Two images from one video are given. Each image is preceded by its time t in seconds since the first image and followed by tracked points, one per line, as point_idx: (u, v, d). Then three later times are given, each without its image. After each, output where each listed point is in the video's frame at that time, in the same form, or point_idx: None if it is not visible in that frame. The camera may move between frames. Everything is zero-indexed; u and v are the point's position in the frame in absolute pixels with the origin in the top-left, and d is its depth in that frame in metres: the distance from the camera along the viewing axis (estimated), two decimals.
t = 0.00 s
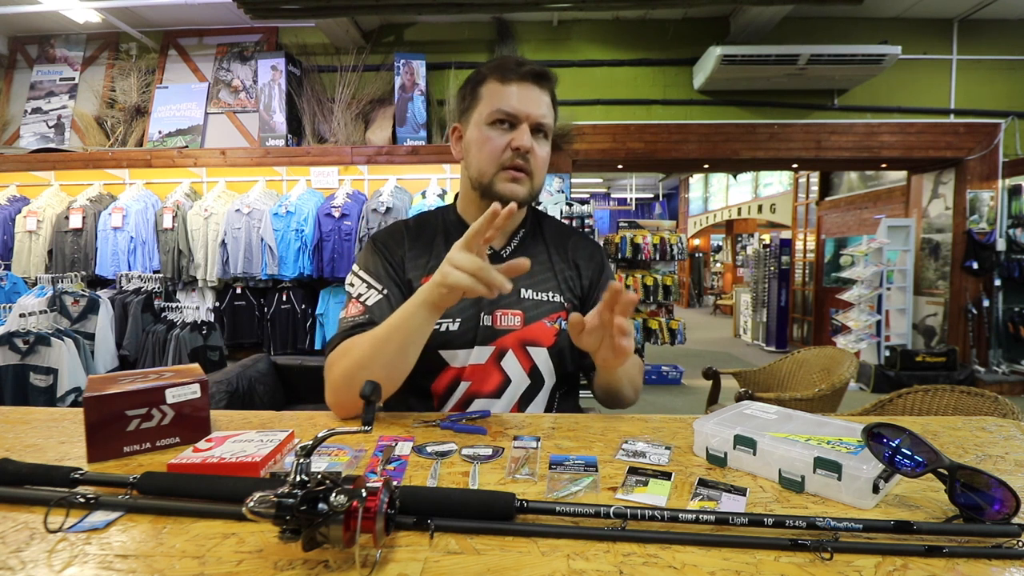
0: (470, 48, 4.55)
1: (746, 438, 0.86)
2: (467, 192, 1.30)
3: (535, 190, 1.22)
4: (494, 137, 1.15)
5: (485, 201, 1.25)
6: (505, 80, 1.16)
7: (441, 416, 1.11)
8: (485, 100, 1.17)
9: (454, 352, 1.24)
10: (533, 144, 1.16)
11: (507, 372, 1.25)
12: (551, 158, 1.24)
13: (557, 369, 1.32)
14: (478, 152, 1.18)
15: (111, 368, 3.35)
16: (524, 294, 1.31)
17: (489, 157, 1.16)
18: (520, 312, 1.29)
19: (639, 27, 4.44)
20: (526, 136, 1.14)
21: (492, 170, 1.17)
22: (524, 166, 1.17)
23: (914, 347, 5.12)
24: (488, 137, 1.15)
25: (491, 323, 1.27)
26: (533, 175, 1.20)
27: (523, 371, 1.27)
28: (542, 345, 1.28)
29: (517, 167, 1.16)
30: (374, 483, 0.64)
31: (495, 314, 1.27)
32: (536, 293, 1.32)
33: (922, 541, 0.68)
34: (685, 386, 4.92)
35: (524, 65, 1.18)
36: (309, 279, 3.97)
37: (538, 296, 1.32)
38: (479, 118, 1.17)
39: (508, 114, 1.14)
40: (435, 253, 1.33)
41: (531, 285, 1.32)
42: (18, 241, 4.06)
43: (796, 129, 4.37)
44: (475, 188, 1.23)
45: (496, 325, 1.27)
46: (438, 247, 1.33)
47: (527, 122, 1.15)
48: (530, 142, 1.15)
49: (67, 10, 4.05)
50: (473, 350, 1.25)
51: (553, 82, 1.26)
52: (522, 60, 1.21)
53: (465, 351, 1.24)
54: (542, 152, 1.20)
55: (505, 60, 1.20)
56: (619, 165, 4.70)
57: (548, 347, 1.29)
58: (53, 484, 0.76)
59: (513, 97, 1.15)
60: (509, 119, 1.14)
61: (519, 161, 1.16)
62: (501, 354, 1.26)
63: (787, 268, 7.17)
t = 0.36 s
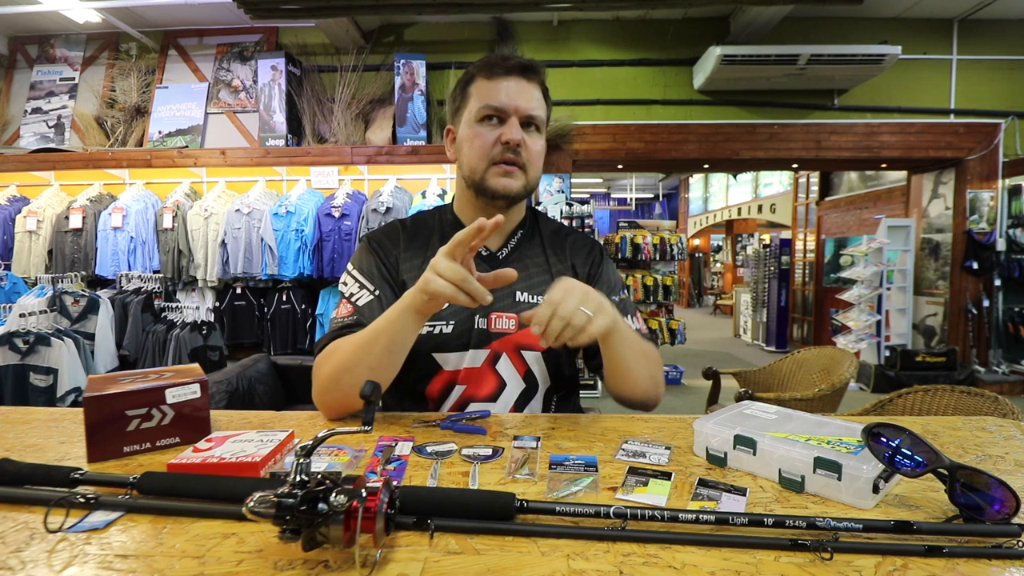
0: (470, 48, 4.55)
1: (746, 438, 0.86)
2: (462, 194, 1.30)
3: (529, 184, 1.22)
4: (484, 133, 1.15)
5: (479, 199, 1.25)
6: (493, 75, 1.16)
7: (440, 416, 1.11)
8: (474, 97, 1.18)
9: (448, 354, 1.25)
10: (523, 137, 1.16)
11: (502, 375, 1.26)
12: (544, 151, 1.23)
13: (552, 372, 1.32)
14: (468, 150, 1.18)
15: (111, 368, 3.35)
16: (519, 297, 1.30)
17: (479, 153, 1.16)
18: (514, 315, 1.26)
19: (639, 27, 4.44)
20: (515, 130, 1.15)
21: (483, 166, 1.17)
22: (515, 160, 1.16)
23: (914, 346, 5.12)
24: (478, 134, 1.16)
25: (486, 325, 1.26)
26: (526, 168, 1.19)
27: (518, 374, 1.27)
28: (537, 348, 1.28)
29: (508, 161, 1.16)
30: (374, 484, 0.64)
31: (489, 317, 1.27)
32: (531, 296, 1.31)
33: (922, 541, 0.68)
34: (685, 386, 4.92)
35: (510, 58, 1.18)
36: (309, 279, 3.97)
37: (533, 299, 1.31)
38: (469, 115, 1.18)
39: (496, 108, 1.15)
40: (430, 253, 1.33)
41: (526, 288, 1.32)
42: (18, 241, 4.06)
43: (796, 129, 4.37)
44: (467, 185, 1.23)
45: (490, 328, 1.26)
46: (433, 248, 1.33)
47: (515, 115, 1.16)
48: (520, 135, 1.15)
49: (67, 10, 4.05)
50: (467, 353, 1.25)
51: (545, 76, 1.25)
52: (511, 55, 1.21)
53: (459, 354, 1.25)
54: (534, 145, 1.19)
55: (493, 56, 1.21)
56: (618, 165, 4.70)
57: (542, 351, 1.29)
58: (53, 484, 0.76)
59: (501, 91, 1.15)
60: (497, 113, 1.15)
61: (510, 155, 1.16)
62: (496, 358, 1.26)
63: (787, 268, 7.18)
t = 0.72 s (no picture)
0: (470, 48, 4.55)
1: (746, 438, 0.86)
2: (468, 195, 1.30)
3: (535, 187, 1.20)
4: (489, 134, 1.15)
5: (484, 202, 1.24)
6: (502, 76, 1.16)
7: (441, 416, 1.11)
8: (482, 98, 1.18)
9: (450, 360, 1.25)
10: (529, 140, 1.15)
11: (504, 383, 1.26)
12: (553, 155, 1.21)
13: (554, 380, 1.32)
14: (474, 151, 1.18)
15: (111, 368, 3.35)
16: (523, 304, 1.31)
17: (484, 155, 1.15)
18: (517, 322, 1.29)
19: (639, 27, 4.44)
20: (521, 132, 1.13)
21: (488, 168, 1.16)
22: (521, 162, 1.15)
23: (914, 346, 5.13)
24: (484, 135, 1.15)
25: (489, 332, 1.28)
26: (532, 171, 1.18)
27: (520, 382, 1.27)
28: (539, 356, 1.29)
29: (513, 163, 1.15)
30: (374, 484, 0.64)
31: (492, 323, 1.28)
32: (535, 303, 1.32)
33: (922, 540, 0.68)
34: (685, 387, 4.92)
35: (518, 60, 1.18)
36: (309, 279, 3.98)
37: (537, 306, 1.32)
38: (477, 115, 1.18)
39: (503, 109, 1.14)
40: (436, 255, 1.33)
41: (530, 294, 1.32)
42: (18, 241, 4.06)
43: (796, 129, 4.37)
44: (473, 186, 1.22)
45: (493, 334, 1.28)
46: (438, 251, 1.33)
47: (522, 117, 1.15)
48: (526, 138, 1.14)
49: (67, 10, 4.05)
50: (470, 359, 1.26)
51: (556, 78, 1.24)
52: (523, 56, 1.21)
53: (462, 360, 1.25)
54: (542, 148, 1.18)
55: (504, 57, 1.20)
56: (619, 165, 4.69)
57: (544, 359, 1.30)
58: (53, 484, 0.76)
59: (510, 92, 1.15)
60: (503, 115, 1.14)
61: (515, 158, 1.14)
62: (498, 365, 1.26)
63: (787, 268, 7.17)
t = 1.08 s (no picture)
0: (470, 48, 4.55)
1: (746, 438, 0.86)
2: (477, 198, 1.31)
3: (548, 202, 1.22)
4: (506, 145, 1.14)
5: (494, 210, 1.26)
6: (525, 81, 1.13)
7: (441, 417, 1.12)
8: (502, 102, 1.15)
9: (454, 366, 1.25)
10: (547, 155, 1.14)
11: (507, 389, 1.26)
12: (569, 166, 1.21)
13: (559, 387, 1.32)
14: (489, 160, 1.18)
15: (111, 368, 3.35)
16: (527, 309, 1.32)
17: (501, 166, 1.16)
18: (521, 328, 1.30)
19: (639, 27, 4.44)
20: (539, 147, 1.13)
21: (503, 181, 1.17)
22: (536, 179, 1.17)
23: (915, 346, 5.13)
24: (501, 146, 1.15)
25: (493, 336, 1.28)
26: (546, 187, 1.19)
27: (523, 388, 1.27)
28: (543, 362, 1.29)
29: (529, 179, 1.16)
30: (374, 483, 0.64)
31: (496, 329, 1.29)
32: (540, 308, 1.33)
33: (922, 541, 0.68)
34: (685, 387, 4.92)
35: (545, 66, 1.14)
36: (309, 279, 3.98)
37: (541, 311, 1.32)
38: (495, 121, 1.16)
39: (524, 122, 1.12)
40: (440, 257, 1.34)
41: (535, 299, 1.33)
42: (18, 241, 4.06)
43: (796, 129, 4.37)
44: (484, 193, 1.23)
45: (497, 339, 1.28)
46: (443, 253, 1.34)
47: (542, 131, 1.13)
48: (544, 153, 1.14)
49: (67, 10, 4.05)
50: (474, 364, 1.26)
51: (580, 81, 1.21)
52: (548, 58, 1.16)
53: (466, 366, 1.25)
54: (559, 163, 1.18)
55: (529, 57, 1.16)
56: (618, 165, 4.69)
57: (549, 365, 1.30)
58: (53, 484, 0.76)
59: (532, 101, 1.12)
60: (523, 126, 1.13)
61: (531, 173, 1.16)
62: (501, 370, 1.26)
63: (787, 268, 7.17)
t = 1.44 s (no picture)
0: (470, 48, 4.55)
1: (746, 438, 0.86)
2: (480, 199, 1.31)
3: (549, 207, 1.22)
4: (509, 149, 1.15)
5: (495, 213, 1.26)
6: (530, 85, 1.13)
7: (442, 417, 1.12)
8: (506, 105, 1.15)
9: (458, 367, 1.25)
10: (549, 160, 1.14)
11: (510, 390, 1.26)
12: (572, 171, 1.21)
13: (562, 388, 1.32)
14: (492, 162, 1.18)
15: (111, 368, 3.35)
16: (531, 310, 1.32)
17: (503, 169, 1.16)
18: (525, 329, 1.30)
19: (639, 27, 4.44)
20: (542, 152, 1.13)
21: (504, 184, 1.18)
22: (538, 184, 1.17)
23: (915, 347, 5.13)
24: (503, 149, 1.15)
25: (496, 338, 1.28)
26: (547, 193, 1.19)
27: (526, 390, 1.27)
28: (546, 364, 1.29)
29: (530, 184, 1.16)
30: (374, 484, 0.64)
31: (500, 330, 1.29)
32: (542, 309, 1.32)
33: (922, 541, 0.68)
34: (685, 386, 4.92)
35: (551, 70, 1.13)
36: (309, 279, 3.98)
37: (544, 313, 1.32)
38: (499, 123, 1.16)
39: (527, 126, 1.13)
40: (443, 258, 1.34)
41: (539, 301, 1.33)
42: (18, 241, 4.06)
43: (796, 129, 4.36)
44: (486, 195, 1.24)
45: (501, 341, 1.28)
46: (447, 255, 1.34)
47: (545, 136, 1.13)
48: (547, 158, 1.14)
49: (67, 10, 4.05)
50: (477, 366, 1.26)
51: (586, 86, 1.20)
52: (554, 62, 1.16)
53: (469, 367, 1.25)
54: (562, 169, 1.17)
55: (535, 60, 1.16)
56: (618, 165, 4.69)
57: (552, 367, 1.30)
58: (53, 484, 0.76)
59: (535, 106, 1.12)
60: (526, 130, 1.13)
61: (533, 179, 1.16)
62: (504, 371, 1.27)
63: (787, 268, 7.17)
